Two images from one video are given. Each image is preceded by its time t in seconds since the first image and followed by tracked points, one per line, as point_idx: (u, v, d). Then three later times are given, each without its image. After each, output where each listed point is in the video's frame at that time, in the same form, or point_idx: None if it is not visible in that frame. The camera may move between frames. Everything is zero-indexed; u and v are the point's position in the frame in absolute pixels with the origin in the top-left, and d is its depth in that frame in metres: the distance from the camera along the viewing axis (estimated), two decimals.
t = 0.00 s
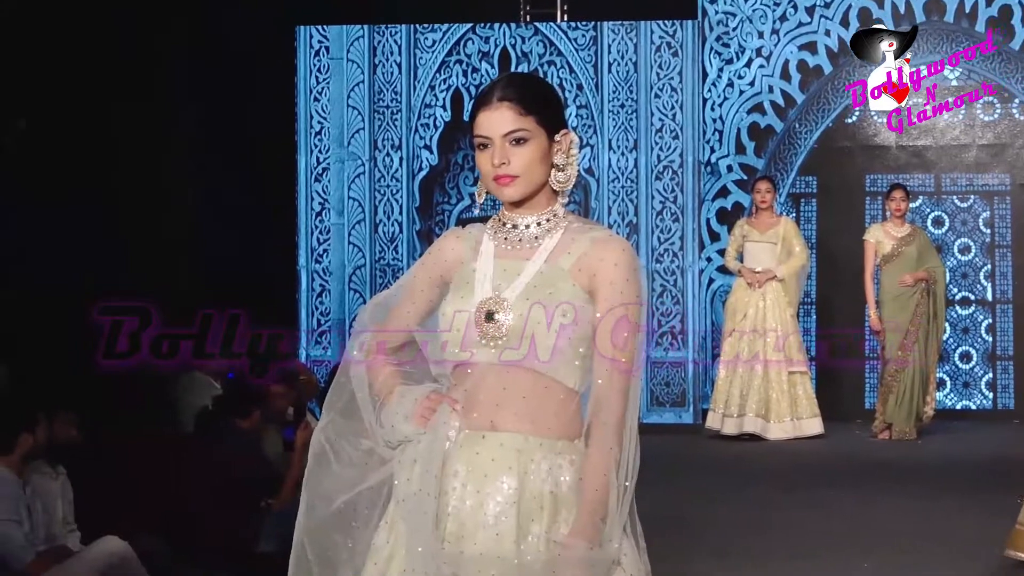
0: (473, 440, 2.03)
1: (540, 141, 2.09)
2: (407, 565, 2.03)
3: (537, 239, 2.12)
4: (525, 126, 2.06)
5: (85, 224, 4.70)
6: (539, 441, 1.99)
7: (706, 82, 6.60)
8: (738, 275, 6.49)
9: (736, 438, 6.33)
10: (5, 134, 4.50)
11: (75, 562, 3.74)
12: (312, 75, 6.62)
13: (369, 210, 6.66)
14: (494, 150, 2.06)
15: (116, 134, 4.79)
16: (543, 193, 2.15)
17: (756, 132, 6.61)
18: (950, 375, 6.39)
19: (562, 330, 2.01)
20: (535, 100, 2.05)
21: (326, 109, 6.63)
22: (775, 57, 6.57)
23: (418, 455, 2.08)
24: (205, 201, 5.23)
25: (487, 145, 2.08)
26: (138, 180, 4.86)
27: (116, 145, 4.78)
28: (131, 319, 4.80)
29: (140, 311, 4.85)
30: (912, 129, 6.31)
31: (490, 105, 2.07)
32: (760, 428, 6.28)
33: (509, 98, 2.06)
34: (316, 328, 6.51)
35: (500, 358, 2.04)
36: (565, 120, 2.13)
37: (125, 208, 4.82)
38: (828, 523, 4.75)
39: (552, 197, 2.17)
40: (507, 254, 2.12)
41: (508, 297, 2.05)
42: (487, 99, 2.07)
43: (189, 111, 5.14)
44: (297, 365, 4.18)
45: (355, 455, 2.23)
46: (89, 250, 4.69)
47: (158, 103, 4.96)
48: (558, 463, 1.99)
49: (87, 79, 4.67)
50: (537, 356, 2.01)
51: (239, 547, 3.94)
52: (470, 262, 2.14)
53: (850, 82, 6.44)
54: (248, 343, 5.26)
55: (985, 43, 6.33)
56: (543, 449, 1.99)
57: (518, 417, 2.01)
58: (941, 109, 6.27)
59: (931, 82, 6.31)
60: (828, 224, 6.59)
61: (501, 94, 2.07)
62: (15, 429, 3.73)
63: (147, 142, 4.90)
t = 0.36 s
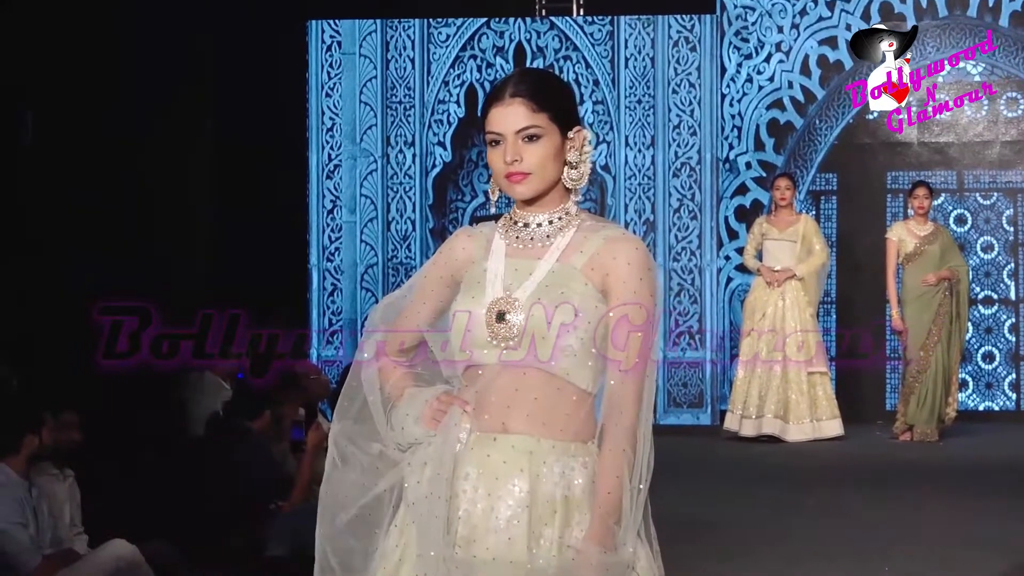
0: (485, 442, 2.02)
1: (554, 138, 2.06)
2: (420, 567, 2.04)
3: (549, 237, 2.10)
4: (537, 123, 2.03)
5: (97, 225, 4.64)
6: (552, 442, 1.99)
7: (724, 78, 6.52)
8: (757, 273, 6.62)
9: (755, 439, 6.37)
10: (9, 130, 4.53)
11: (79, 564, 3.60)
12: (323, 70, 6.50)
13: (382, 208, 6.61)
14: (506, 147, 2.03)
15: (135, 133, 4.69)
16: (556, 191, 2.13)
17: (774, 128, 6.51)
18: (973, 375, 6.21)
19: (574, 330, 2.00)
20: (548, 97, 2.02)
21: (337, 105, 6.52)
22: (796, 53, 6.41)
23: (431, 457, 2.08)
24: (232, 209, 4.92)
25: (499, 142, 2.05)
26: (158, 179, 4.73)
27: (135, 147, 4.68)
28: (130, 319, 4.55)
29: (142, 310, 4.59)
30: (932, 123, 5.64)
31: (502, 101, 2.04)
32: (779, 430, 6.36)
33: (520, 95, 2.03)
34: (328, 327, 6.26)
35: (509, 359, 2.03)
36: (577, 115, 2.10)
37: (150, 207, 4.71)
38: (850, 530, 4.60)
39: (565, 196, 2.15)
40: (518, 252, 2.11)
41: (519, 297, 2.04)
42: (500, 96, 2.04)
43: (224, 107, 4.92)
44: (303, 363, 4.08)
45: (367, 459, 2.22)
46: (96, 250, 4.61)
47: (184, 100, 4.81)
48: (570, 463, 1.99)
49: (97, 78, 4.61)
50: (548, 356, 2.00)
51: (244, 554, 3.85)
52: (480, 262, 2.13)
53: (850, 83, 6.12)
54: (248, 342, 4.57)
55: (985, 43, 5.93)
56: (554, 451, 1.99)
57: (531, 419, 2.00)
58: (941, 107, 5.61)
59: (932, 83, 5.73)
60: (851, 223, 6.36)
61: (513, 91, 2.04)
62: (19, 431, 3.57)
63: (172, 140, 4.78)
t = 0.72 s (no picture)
0: (480, 444, 1.88)
1: (553, 136, 1.93)
2: None
3: (549, 233, 1.97)
4: (535, 120, 1.90)
5: (97, 222, 4.47)
6: (552, 441, 1.86)
7: (727, 74, 6.39)
8: (758, 272, 6.30)
9: (756, 441, 6.16)
10: (9, 123, 4.30)
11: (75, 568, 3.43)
12: (320, 67, 6.55)
13: (380, 206, 6.51)
14: (504, 144, 1.90)
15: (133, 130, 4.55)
16: (553, 190, 2.00)
17: (778, 125, 6.40)
18: (977, 375, 6.21)
19: (573, 328, 1.87)
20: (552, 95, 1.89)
21: (335, 102, 6.52)
22: (798, 49, 6.36)
23: (424, 460, 1.93)
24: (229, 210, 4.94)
25: (496, 139, 1.92)
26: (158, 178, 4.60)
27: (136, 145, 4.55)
28: (130, 319, 4.52)
29: (141, 310, 4.55)
30: (938, 120, 6.25)
31: (501, 97, 1.91)
32: (780, 431, 6.10)
33: (518, 90, 1.90)
34: (324, 327, 6.41)
35: (510, 359, 1.89)
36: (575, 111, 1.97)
37: (150, 207, 4.57)
38: (863, 531, 4.54)
39: (562, 193, 2.01)
40: (518, 248, 1.97)
41: (516, 296, 1.91)
42: (495, 92, 1.92)
43: (222, 106, 4.90)
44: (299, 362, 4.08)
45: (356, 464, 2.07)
46: (96, 248, 4.45)
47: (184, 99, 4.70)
48: (569, 464, 1.85)
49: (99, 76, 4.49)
50: (548, 354, 1.87)
51: (240, 555, 3.81)
52: (476, 260, 1.99)
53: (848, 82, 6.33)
54: (247, 342, 4.81)
55: (985, 43, 6.21)
56: (552, 453, 1.85)
57: (528, 420, 1.86)
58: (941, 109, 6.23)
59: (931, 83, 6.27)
60: (852, 222, 6.40)
61: (511, 87, 1.91)
62: (16, 432, 3.38)
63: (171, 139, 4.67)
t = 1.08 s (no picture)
0: (483, 444, 1.94)
1: (553, 135, 2.00)
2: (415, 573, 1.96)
3: (549, 237, 2.04)
4: (537, 120, 1.97)
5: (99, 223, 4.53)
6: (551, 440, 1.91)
7: (728, 74, 6.53)
8: (759, 272, 6.57)
9: (758, 440, 6.31)
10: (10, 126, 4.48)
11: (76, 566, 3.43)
12: (322, 66, 6.50)
13: (380, 206, 6.54)
14: (505, 144, 1.97)
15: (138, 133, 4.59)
16: (552, 188, 2.08)
17: (778, 125, 6.51)
18: (978, 375, 6.08)
19: (573, 328, 1.93)
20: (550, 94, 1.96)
21: (337, 101, 6.52)
22: (799, 49, 6.40)
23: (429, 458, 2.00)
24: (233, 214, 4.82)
25: (497, 139, 1.98)
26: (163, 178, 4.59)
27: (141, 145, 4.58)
28: (130, 318, 4.48)
29: (139, 309, 4.51)
30: (939, 119, 5.72)
31: (501, 97, 1.97)
32: (780, 430, 6.31)
33: (521, 91, 1.96)
34: (325, 326, 6.32)
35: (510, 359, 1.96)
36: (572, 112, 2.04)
37: (150, 206, 4.57)
38: (861, 531, 4.54)
39: (564, 192, 2.10)
40: (519, 253, 2.04)
41: (517, 297, 1.98)
42: (498, 92, 1.98)
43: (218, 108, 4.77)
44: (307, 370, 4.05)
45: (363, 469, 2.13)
46: (96, 250, 4.50)
47: (185, 99, 4.67)
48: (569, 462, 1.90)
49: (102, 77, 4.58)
50: (547, 354, 1.93)
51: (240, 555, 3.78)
52: (476, 263, 2.06)
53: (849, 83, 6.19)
54: (248, 342, 4.64)
55: (985, 43, 5.92)
56: (553, 453, 1.90)
57: (530, 419, 1.92)
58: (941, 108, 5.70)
59: (931, 83, 5.79)
60: (853, 222, 6.25)
61: (513, 87, 1.97)
62: (17, 432, 3.39)
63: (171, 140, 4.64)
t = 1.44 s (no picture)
0: (511, 443, 1.88)
1: (571, 136, 1.93)
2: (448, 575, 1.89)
3: (565, 229, 1.96)
4: (555, 119, 1.90)
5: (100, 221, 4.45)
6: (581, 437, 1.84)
7: (733, 74, 6.38)
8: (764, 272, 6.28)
9: (764, 440, 6.14)
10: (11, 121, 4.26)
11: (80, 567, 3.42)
12: (327, 66, 6.52)
13: (386, 206, 6.50)
14: (522, 141, 1.90)
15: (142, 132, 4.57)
16: (565, 189, 2.00)
17: (783, 125, 6.38)
18: (984, 375, 6.15)
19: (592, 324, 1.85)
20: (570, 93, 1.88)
21: (341, 101, 6.51)
22: (804, 49, 6.33)
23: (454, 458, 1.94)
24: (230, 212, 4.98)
25: (513, 136, 1.91)
26: (162, 177, 4.62)
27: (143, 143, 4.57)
28: (130, 318, 4.50)
29: (138, 309, 4.54)
30: (942, 119, 6.05)
31: (520, 94, 1.90)
32: (787, 431, 6.11)
33: (540, 88, 1.89)
34: (330, 327, 6.41)
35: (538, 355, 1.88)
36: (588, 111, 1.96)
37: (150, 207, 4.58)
38: (867, 531, 4.53)
39: (574, 189, 2.00)
40: (535, 248, 1.97)
41: (537, 295, 1.90)
42: (517, 87, 1.90)
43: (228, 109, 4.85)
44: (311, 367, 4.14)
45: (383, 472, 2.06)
46: (98, 250, 4.43)
47: (188, 99, 4.73)
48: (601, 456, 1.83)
49: (101, 75, 4.48)
50: (570, 349, 1.85)
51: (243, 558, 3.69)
52: (489, 260, 1.99)
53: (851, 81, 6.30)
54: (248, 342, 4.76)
55: (985, 43, 6.11)
56: (583, 450, 1.84)
57: (558, 417, 1.85)
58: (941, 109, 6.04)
59: (931, 83, 6.11)
60: (860, 224, 6.33)
61: (533, 83, 1.90)
62: (21, 433, 3.37)
63: (173, 139, 4.67)
